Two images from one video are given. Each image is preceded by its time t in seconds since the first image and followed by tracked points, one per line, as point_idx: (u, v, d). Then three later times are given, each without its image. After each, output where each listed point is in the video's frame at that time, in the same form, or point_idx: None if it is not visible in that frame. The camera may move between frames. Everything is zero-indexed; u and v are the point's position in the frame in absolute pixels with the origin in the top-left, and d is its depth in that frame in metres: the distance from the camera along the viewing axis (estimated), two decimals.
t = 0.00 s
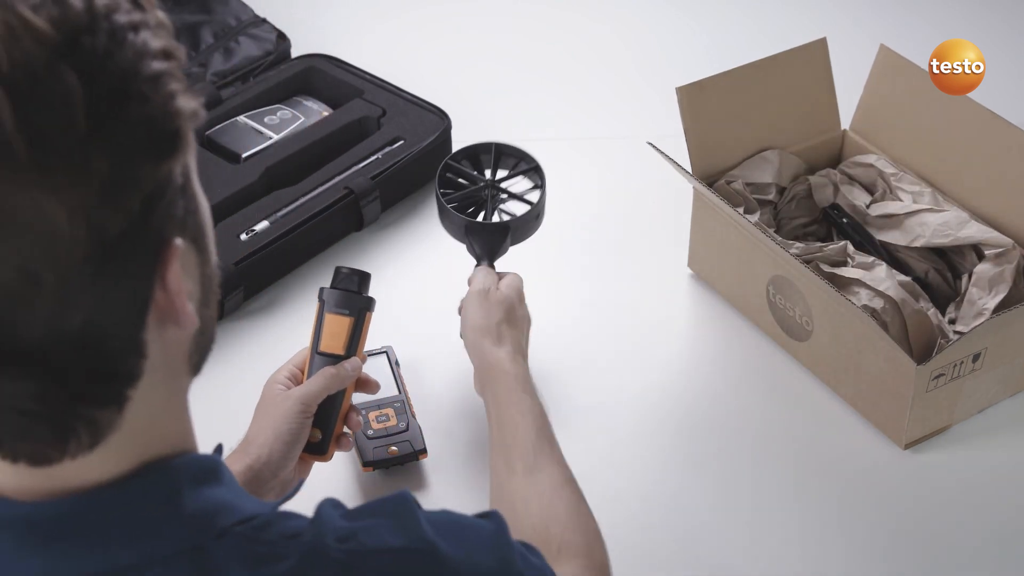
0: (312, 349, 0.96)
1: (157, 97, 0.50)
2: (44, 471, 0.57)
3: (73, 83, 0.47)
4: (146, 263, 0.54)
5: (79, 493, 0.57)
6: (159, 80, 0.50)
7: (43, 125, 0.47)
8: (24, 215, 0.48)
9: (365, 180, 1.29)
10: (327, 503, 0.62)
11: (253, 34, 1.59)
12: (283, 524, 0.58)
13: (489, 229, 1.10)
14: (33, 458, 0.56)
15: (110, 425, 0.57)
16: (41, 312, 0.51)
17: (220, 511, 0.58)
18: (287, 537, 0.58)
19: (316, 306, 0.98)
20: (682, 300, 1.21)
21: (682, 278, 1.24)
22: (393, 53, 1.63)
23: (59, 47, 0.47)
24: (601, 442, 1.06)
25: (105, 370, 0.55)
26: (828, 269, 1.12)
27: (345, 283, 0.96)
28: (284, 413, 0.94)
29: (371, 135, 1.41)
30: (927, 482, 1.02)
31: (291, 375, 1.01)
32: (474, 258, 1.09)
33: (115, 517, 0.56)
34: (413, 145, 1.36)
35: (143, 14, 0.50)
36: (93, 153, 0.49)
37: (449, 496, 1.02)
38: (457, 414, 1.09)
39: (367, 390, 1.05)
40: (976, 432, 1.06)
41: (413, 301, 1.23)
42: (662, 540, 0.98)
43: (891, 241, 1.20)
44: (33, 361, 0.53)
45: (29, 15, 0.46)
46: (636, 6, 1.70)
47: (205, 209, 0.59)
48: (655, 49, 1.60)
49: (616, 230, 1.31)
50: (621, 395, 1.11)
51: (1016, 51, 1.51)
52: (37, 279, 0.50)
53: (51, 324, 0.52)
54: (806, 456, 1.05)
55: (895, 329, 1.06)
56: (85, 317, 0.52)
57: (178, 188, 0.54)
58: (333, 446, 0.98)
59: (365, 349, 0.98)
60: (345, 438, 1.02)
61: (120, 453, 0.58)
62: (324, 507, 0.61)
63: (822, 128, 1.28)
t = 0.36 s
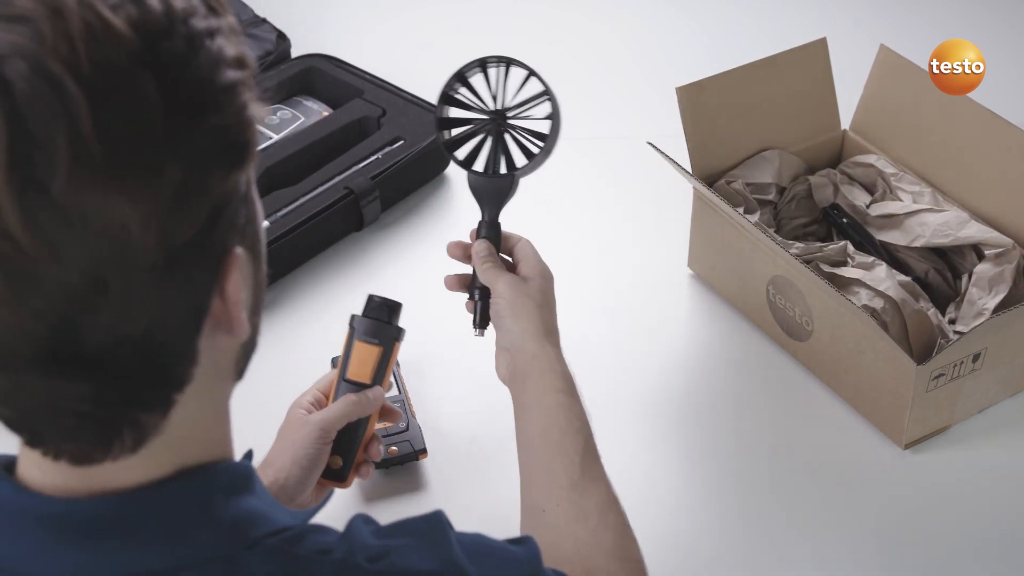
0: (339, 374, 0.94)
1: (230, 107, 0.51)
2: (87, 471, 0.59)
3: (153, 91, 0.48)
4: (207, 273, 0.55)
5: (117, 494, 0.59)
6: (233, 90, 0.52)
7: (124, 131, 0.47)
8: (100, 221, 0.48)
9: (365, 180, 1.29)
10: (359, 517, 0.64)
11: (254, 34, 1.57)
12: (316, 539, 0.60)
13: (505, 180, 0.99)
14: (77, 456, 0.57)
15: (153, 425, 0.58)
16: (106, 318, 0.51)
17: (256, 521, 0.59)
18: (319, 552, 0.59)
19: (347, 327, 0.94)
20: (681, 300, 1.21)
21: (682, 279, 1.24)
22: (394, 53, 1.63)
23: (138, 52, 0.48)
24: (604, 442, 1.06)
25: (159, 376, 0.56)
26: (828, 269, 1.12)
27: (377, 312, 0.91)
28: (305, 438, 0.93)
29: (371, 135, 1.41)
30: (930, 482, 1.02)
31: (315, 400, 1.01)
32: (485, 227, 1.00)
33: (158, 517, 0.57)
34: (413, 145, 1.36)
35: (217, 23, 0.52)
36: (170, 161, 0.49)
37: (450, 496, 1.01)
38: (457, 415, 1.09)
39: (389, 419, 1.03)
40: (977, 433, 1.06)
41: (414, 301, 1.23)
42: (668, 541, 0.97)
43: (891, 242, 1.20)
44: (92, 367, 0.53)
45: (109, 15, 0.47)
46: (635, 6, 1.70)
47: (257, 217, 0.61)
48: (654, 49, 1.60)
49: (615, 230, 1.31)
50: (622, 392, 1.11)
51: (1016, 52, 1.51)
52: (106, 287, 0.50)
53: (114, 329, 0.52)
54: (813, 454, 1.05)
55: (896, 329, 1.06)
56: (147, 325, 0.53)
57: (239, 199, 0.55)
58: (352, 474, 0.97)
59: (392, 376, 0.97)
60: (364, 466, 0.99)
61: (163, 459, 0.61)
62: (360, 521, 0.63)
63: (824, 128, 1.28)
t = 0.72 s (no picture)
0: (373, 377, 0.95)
1: (279, 120, 0.52)
2: (108, 475, 0.59)
3: (205, 99, 0.48)
4: (245, 284, 0.55)
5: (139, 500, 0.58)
6: (283, 104, 0.52)
7: (174, 138, 0.47)
8: (144, 228, 0.48)
9: (366, 180, 1.29)
10: (373, 528, 0.65)
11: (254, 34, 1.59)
12: (330, 552, 0.60)
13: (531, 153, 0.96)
14: (101, 460, 0.57)
15: (179, 433, 0.58)
16: (144, 325, 0.52)
17: (274, 533, 0.59)
18: (334, 566, 0.59)
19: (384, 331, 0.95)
20: (681, 300, 1.21)
21: (682, 279, 1.24)
22: (394, 53, 1.63)
23: (191, 60, 0.48)
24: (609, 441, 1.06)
25: (190, 385, 0.56)
26: (828, 269, 1.12)
27: (417, 317, 0.92)
28: (337, 444, 0.94)
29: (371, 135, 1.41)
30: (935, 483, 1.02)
31: (347, 402, 1.01)
32: (490, 189, 0.97)
33: (182, 524, 0.57)
34: (413, 144, 1.36)
35: (268, 33, 0.53)
36: (217, 169, 0.49)
37: (451, 497, 1.01)
38: (459, 416, 1.09)
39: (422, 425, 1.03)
40: (979, 434, 1.06)
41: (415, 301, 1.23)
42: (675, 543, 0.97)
43: (891, 242, 1.20)
44: (126, 371, 0.53)
45: (163, 21, 0.48)
46: (634, 6, 1.70)
47: (295, 230, 0.61)
48: (654, 49, 1.60)
49: (616, 230, 1.31)
50: (625, 390, 1.12)
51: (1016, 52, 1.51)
52: (146, 293, 0.50)
53: (152, 336, 0.52)
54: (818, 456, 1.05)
55: (896, 329, 1.06)
56: (184, 334, 0.53)
57: (279, 211, 0.56)
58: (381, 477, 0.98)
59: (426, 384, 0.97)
60: (392, 471, 1.00)
61: (185, 466, 0.61)
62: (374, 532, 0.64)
63: (824, 128, 1.28)
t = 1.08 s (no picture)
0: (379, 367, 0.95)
1: (303, 124, 0.52)
2: (123, 475, 0.59)
3: (231, 101, 0.49)
4: (266, 287, 0.55)
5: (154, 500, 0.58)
6: (308, 107, 0.53)
7: (201, 139, 0.47)
8: (170, 229, 0.48)
9: (366, 180, 1.29)
10: (382, 531, 0.65)
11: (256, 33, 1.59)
12: (341, 556, 0.60)
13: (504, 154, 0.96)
14: (116, 460, 0.57)
15: (194, 435, 0.58)
16: (166, 326, 0.51)
17: (285, 535, 0.59)
18: (344, 570, 0.59)
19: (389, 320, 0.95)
20: (681, 300, 1.21)
21: (682, 278, 1.24)
22: (394, 53, 1.63)
23: (219, 62, 0.49)
24: (610, 441, 1.06)
25: (209, 386, 0.56)
26: (828, 269, 1.12)
27: (422, 304, 0.93)
28: (342, 434, 0.94)
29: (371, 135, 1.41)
30: (938, 484, 1.02)
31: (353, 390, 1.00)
32: (464, 192, 0.97)
33: (196, 527, 0.57)
34: (413, 144, 1.36)
35: (293, 37, 0.53)
36: (243, 171, 0.49)
37: (451, 497, 1.01)
38: (459, 416, 1.09)
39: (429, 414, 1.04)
40: (978, 433, 1.06)
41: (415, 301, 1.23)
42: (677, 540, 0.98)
43: (891, 242, 1.20)
44: (146, 373, 0.53)
45: (190, 22, 0.48)
46: (634, 6, 1.70)
47: (313, 235, 0.62)
48: (654, 49, 1.60)
49: (615, 230, 1.31)
50: (626, 391, 1.11)
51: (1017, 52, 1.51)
52: (170, 294, 0.50)
53: (175, 337, 0.52)
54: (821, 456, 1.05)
55: (895, 329, 1.06)
56: (206, 335, 0.53)
57: (301, 215, 0.56)
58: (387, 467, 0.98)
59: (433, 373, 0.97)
60: (398, 459, 1.00)
61: (199, 468, 0.60)
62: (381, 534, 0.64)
63: (824, 127, 1.28)
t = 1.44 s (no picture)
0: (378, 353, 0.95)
1: (310, 127, 0.52)
2: (127, 477, 0.59)
3: (239, 103, 0.49)
4: (273, 290, 0.55)
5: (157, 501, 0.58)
6: (315, 110, 0.53)
7: (208, 141, 0.47)
8: (178, 232, 0.48)
9: (366, 180, 1.29)
10: (384, 533, 0.65)
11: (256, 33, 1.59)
12: (343, 558, 0.60)
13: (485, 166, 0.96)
14: (121, 461, 0.57)
15: (197, 437, 0.58)
16: (173, 329, 0.51)
17: (288, 537, 0.59)
18: (346, 572, 0.59)
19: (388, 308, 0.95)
20: (681, 300, 1.21)
21: (682, 279, 1.24)
22: (395, 53, 1.63)
23: (227, 65, 0.49)
24: (610, 440, 1.06)
25: (214, 389, 0.56)
26: (828, 269, 1.12)
27: (419, 292, 0.94)
28: (340, 423, 0.94)
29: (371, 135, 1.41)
30: (938, 484, 1.02)
31: (353, 377, 1.01)
32: (449, 207, 0.97)
33: (199, 528, 0.57)
34: (413, 144, 1.37)
35: (299, 39, 0.54)
36: (251, 173, 0.49)
37: (452, 498, 1.01)
38: (460, 416, 1.09)
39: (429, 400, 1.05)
40: (978, 433, 1.06)
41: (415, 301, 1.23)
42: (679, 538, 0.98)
43: (890, 242, 1.20)
44: (152, 376, 0.53)
45: (198, 24, 0.48)
46: (634, 6, 1.70)
47: (318, 237, 0.62)
48: (654, 49, 1.60)
49: (615, 230, 1.31)
50: (627, 391, 1.11)
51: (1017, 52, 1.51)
52: (177, 297, 0.50)
53: (181, 340, 0.52)
54: (822, 456, 1.05)
55: (895, 329, 1.06)
56: (212, 339, 0.53)
57: (306, 218, 0.56)
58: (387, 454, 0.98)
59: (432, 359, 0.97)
60: (398, 447, 0.99)
61: (202, 470, 0.60)
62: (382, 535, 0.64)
63: (824, 127, 1.28)
